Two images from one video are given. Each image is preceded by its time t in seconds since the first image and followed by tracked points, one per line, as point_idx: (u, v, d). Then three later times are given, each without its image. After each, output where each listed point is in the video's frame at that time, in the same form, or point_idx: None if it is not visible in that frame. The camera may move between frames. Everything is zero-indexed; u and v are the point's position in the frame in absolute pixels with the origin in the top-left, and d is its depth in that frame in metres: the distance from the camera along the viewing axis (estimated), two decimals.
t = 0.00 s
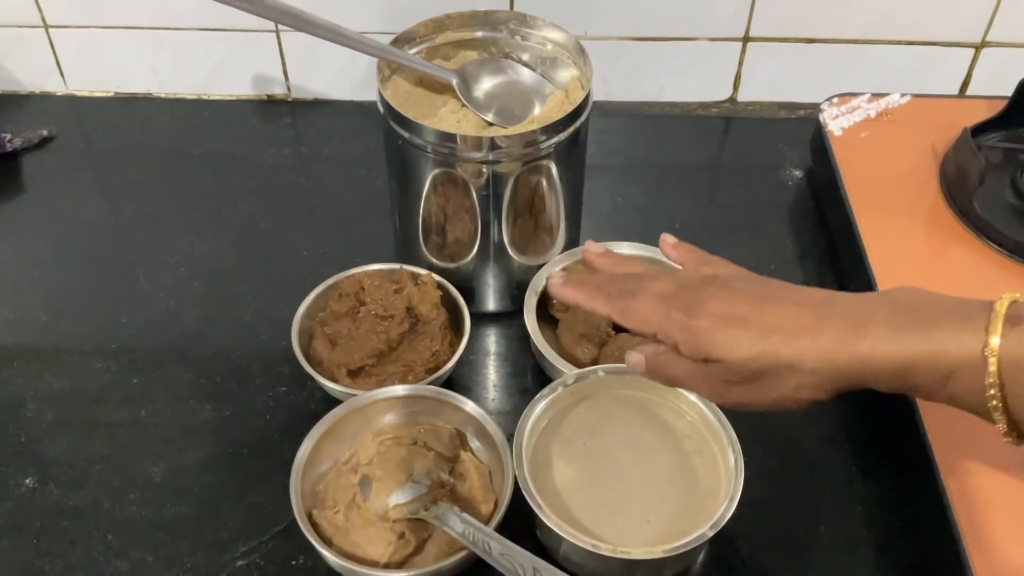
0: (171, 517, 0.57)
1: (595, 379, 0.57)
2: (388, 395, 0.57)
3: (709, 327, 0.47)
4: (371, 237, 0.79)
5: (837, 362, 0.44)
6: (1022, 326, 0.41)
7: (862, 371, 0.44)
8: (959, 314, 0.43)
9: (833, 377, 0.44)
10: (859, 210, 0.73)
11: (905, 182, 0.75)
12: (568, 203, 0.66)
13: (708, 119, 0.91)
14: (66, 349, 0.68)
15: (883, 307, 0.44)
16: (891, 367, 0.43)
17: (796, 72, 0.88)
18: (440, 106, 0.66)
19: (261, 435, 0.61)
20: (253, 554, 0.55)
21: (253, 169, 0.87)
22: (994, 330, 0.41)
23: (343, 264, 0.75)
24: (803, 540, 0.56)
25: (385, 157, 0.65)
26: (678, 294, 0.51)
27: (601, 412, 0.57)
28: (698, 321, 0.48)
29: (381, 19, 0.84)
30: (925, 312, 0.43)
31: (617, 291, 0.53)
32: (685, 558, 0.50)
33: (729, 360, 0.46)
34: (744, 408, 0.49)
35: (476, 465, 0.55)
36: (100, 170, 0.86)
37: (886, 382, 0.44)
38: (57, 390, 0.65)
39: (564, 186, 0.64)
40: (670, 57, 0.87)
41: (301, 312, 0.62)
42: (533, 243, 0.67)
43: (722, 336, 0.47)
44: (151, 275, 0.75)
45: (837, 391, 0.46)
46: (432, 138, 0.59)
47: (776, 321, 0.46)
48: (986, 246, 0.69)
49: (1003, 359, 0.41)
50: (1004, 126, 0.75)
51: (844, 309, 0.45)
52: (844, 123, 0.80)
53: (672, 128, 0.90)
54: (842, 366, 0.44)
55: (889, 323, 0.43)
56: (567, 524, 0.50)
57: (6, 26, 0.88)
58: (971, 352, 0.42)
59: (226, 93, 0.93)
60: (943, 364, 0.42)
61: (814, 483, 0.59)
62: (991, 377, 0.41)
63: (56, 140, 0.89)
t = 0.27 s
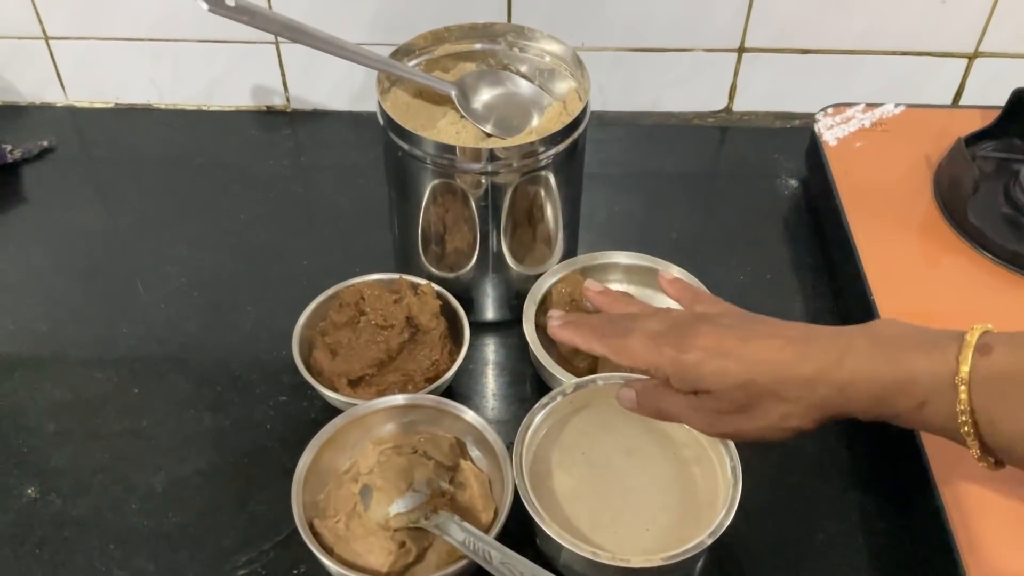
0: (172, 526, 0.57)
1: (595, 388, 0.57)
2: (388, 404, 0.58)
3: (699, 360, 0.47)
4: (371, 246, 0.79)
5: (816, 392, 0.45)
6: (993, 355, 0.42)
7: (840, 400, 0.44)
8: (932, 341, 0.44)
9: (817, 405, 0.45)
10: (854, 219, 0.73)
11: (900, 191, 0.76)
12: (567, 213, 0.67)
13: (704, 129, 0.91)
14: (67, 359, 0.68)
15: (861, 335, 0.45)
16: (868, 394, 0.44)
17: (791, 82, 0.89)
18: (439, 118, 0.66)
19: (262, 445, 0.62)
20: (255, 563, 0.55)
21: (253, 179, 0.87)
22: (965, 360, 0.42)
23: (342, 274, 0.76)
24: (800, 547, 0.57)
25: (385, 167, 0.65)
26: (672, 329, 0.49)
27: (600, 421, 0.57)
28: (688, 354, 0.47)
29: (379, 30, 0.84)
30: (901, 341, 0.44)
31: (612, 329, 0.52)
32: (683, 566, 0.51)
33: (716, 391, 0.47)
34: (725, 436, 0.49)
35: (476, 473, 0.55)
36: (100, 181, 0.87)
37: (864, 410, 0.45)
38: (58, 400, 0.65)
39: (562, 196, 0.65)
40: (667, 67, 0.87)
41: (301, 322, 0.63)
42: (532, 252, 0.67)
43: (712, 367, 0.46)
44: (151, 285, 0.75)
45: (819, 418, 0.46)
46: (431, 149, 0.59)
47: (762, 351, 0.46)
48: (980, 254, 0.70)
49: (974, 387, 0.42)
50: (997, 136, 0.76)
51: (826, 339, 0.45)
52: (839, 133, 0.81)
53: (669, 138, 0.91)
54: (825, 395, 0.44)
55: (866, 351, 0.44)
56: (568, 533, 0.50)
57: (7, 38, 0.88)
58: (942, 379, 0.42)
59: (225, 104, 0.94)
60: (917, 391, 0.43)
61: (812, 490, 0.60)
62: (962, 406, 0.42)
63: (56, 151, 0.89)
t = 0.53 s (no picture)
0: (178, 534, 0.57)
1: (598, 396, 0.58)
2: (392, 411, 0.58)
3: (701, 381, 0.46)
4: (373, 254, 0.79)
5: (821, 409, 0.44)
6: (994, 377, 0.42)
7: (846, 419, 0.44)
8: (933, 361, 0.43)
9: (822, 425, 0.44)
10: (854, 227, 0.74)
11: (900, 199, 0.76)
12: (569, 221, 0.67)
13: (704, 137, 0.92)
14: (72, 368, 0.68)
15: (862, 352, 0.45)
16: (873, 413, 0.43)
17: (791, 90, 0.89)
18: (442, 127, 0.67)
19: (267, 452, 0.62)
20: (260, 571, 0.55)
21: (256, 188, 0.87)
22: (967, 381, 0.42)
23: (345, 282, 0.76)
24: (802, 553, 0.57)
25: (388, 176, 0.66)
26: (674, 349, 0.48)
27: (603, 428, 0.58)
28: (689, 376, 0.47)
29: (382, 40, 0.85)
30: (903, 360, 0.44)
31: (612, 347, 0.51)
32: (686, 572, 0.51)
33: (722, 414, 0.46)
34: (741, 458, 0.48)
35: (480, 480, 0.56)
36: (104, 190, 0.87)
37: (867, 432, 0.44)
38: (63, 408, 0.65)
39: (565, 204, 0.65)
40: (667, 76, 0.88)
41: (306, 329, 0.63)
42: (534, 260, 0.68)
43: (715, 388, 0.46)
44: (155, 294, 0.75)
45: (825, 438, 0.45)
46: (434, 158, 0.60)
47: (769, 371, 0.45)
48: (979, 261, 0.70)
49: (977, 408, 0.42)
50: (996, 144, 0.76)
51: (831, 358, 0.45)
52: (839, 141, 0.81)
53: (669, 146, 0.91)
54: (828, 416, 0.44)
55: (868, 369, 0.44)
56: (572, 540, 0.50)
57: (12, 48, 0.89)
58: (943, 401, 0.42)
59: (228, 113, 0.94)
60: (920, 412, 0.43)
61: (813, 497, 0.60)
62: (966, 428, 0.42)
63: (60, 160, 0.90)
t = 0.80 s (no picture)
0: (182, 537, 0.58)
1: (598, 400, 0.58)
2: (395, 415, 0.58)
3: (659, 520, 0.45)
4: (375, 259, 0.80)
5: (795, 530, 0.43)
6: (959, 476, 0.41)
7: (823, 531, 0.42)
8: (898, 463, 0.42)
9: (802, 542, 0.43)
10: (855, 231, 0.74)
11: (900, 204, 0.76)
12: (571, 226, 0.68)
13: (704, 142, 0.92)
14: (76, 372, 0.69)
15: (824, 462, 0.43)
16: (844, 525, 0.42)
17: (791, 96, 0.90)
18: (445, 132, 0.67)
19: (270, 456, 0.62)
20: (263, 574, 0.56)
21: (259, 193, 0.88)
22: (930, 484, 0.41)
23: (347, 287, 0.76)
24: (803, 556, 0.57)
25: (391, 181, 0.66)
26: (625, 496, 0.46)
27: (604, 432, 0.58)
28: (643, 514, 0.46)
29: (385, 46, 0.85)
30: (868, 457, 0.43)
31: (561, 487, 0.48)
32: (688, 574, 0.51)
33: (704, 558, 0.43)
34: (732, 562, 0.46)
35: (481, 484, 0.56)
36: (107, 195, 0.87)
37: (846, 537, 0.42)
38: (67, 413, 0.65)
39: (567, 209, 0.66)
40: (668, 82, 0.88)
41: (309, 334, 0.63)
42: (536, 264, 0.68)
43: (679, 529, 0.44)
44: (158, 298, 0.76)
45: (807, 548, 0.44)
46: (437, 163, 0.60)
47: (733, 505, 0.44)
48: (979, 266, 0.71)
49: (945, 511, 0.40)
50: (996, 149, 0.77)
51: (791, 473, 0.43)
52: (839, 146, 0.81)
53: (670, 152, 0.91)
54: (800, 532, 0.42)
55: (831, 477, 0.43)
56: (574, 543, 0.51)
57: (16, 54, 0.89)
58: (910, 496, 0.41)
59: (231, 118, 0.94)
60: (893, 518, 0.41)
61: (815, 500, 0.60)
62: (938, 533, 0.41)
63: (64, 165, 0.90)
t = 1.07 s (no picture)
0: (185, 540, 0.58)
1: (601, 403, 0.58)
2: (397, 418, 0.58)
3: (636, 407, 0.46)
4: (377, 263, 0.80)
5: (754, 434, 0.44)
6: (919, 404, 0.43)
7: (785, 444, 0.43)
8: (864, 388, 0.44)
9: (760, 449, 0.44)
10: (854, 236, 0.74)
11: (900, 208, 0.77)
12: (572, 230, 0.68)
13: (705, 147, 0.93)
14: (79, 375, 0.69)
15: (796, 382, 0.45)
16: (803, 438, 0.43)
17: (792, 101, 0.90)
18: (447, 137, 0.68)
19: (273, 459, 0.62)
20: None
21: (261, 197, 0.88)
22: (891, 405, 0.43)
23: (349, 291, 0.77)
24: (806, 559, 0.57)
25: (393, 185, 0.67)
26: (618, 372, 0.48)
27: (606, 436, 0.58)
28: (626, 404, 0.46)
29: (387, 51, 0.86)
30: (835, 386, 0.44)
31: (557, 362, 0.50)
32: None
33: (664, 446, 0.45)
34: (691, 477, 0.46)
35: (484, 487, 0.56)
36: (110, 200, 0.88)
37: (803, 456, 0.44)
38: (70, 416, 0.66)
39: (568, 214, 0.66)
40: (669, 87, 0.89)
41: (311, 338, 0.64)
42: (537, 268, 0.68)
43: (649, 420, 0.46)
44: (161, 302, 0.76)
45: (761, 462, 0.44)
46: (439, 168, 0.61)
47: (703, 399, 0.45)
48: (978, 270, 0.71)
49: (903, 430, 0.42)
50: (995, 154, 0.77)
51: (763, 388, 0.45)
52: (839, 151, 0.82)
53: (671, 157, 0.92)
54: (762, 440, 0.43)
55: (798, 397, 0.44)
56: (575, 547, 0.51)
57: (20, 59, 0.89)
58: (871, 425, 0.43)
59: (234, 123, 0.95)
60: (850, 438, 0.43)
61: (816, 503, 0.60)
62: (893, 453, 0.42)
63: (67, 170, 0.91)
